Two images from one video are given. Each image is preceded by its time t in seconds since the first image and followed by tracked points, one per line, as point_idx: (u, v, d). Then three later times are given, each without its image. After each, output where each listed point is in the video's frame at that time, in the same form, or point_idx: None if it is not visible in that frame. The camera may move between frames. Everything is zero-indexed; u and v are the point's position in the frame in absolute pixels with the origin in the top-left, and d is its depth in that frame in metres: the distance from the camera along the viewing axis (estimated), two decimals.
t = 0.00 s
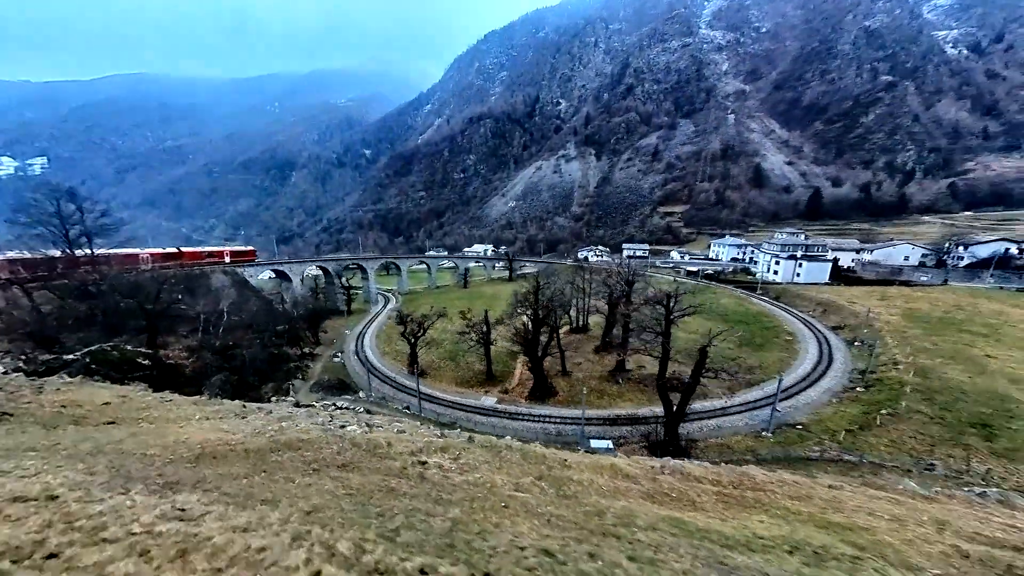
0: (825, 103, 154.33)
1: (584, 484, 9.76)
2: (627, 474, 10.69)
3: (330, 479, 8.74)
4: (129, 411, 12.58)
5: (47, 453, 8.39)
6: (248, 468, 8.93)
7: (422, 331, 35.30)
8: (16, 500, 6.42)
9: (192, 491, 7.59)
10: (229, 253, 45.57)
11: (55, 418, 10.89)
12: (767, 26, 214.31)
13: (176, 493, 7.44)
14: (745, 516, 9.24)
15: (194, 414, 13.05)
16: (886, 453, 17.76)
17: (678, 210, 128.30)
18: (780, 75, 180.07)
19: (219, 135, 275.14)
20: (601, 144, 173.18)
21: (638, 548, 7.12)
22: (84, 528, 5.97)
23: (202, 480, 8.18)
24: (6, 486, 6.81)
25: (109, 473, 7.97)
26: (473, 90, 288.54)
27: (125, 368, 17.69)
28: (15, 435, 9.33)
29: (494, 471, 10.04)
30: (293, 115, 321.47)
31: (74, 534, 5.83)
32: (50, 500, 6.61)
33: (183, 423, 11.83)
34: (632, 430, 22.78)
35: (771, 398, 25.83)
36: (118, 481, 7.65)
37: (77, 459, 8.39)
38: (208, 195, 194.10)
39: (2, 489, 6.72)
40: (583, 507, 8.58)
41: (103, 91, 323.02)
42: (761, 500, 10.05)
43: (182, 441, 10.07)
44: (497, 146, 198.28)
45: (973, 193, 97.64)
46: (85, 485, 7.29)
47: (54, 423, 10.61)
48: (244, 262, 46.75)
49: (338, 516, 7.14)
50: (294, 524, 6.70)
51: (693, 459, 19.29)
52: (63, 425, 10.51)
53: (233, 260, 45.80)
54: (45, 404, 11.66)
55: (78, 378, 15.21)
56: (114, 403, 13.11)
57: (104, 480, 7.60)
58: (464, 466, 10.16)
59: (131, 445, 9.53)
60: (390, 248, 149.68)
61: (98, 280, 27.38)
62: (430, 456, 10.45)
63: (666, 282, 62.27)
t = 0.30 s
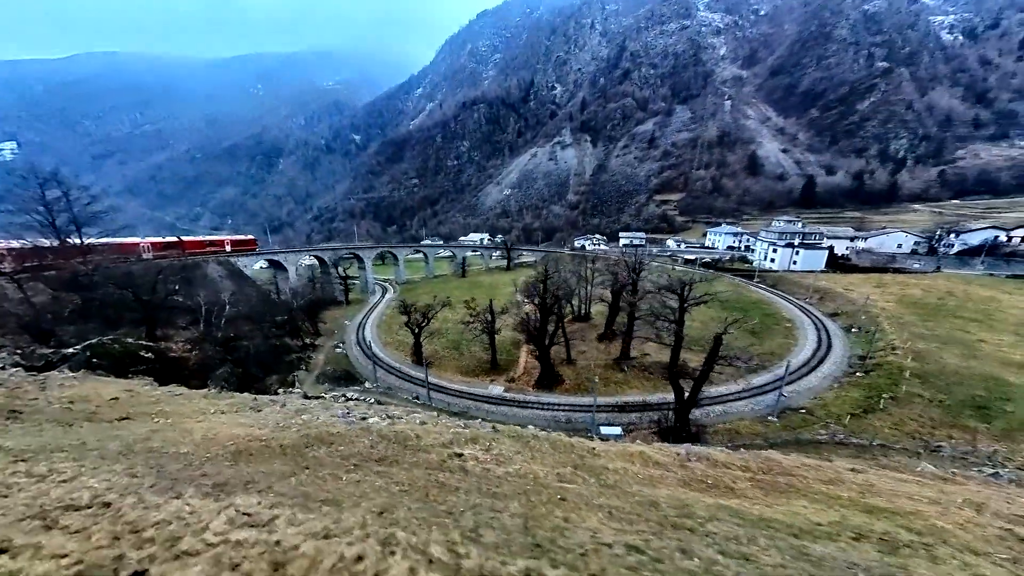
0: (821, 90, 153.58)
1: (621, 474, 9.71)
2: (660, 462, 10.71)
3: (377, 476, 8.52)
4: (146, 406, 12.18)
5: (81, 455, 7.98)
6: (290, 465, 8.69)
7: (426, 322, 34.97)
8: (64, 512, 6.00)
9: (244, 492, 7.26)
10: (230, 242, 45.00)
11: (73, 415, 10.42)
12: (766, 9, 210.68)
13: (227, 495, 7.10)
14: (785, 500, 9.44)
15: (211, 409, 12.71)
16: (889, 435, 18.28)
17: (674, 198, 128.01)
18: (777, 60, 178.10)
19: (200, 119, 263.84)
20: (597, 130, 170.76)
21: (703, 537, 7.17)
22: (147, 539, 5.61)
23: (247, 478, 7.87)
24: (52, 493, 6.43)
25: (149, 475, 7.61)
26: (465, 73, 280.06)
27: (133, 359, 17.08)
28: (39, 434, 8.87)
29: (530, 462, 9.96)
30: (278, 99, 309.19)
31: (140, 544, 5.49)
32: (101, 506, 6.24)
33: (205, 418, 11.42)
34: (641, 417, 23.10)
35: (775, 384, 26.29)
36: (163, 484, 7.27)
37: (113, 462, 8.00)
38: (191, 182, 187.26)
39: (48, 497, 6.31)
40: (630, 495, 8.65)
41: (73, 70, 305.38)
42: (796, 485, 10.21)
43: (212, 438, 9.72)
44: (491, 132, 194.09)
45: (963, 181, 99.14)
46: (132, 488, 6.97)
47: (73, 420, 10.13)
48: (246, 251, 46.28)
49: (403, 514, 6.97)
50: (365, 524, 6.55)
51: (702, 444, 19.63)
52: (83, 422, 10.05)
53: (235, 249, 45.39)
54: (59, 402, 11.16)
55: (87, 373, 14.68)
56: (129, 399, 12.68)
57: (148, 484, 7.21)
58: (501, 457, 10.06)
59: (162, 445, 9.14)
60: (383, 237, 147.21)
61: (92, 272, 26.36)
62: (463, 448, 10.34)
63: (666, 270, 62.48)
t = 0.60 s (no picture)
0: (817, 76, 152.55)
1: (658, 464, 9.50)
2: (690, 450, 10.58)
3: (429, 470, 8.14)
4: (161, 401, 11.81)
5: (124, 455, 7.44)
6: (334, 460, 8.29)
7: (430, 312, 34.64)
8: (128, 516, 5.46)
9: (306, 491, 6.70)
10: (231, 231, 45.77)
11: (89, 412, 10.00)
12: None
13: (292, 493, 6.64)
14: (824, 487, 9.25)
15: (228, 403, 12.46)
16: (892, 417, 18.77)
17: (670, 186, 127.55)
18: (775, 45, 175.82)
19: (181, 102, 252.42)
20: (593, 117, 168.09)
21: (774, 525, 6.83)
22: (231, 544, 5.07)
23: (297, 474, 7.42)
24: (107, 496, 5.89)
25: (200, 473, 7.09)
26: (458, 55, 271.08)
27: (137, 351, 16.54)
28: (60, 433, 8.31)
29: (565, 452, 9.82)
30: (262, 81, 296.45)
31: (229, 553, 4.89)
32: (168, 512, 5.65)
33: (225, 413, 11.01)
34: (649, 405, 23.43)
35: (777, 370, 26.77)
36: (219, 484, 6.68)
37: (154, 461, 7.43)
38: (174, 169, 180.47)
39: (105, 501, 5.76)
40: (679, 484, 8.48)
41: (41, 49, 288.06)
42: (826, 471, 10.09)
43: (243, 434, 9.29)
44: (485, 118, 189.67)
45: (953, 170, 100.36)
46: (188, 489, 6.45)
47: (92, 418, 9.62)
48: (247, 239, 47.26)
49: (478, 512, 6.52)
50: (453, 522, 6.07)
51: (711, 429, 19.97)
52: (103, 420, 9.55)
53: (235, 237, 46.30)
54: (73, 400, 10.58)
55: (92, 367, 14.21)
56: (141, 394, 12.31)
57: (206, 485, 6.63)
58: (538, 449, 9.85)
59: (196, 442, 8.63)
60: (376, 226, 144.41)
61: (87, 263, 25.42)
62: (499, 440, 10.07)
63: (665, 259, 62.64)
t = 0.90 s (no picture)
0: (812, 66, 152.38)
1: (689, 453, 9.04)
2: (718, 440, 10.27)
3: (483, 466, 7.75)
4: (178, 399, 11.47)
5: (171, 461, 7.00)
6: (381, 459, 7.96)
7: (434, 304, 34.30)
8: (202, 525, 5.10)
9: (373, 493, 6.31)
10: (230, 221, 46.24)
11: (108, 411, 9.69)
12: None
13: (362, 495, 6.26)
14: (865, 474, 8.36)
15: (245, 399, 12.19)
16: (895, 403, 19.30)
17: (665, 177, 127.23)
18: (770, 33, 174.72)
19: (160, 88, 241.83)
20: (588, 106, 166.18)
21: (854, 516, 6.29)
22: (330, 555, 4.69)
23: (349, 475, 7.06)
24: (171, 506, 5.50)
25: (256, 478, 6.72)
26: (449, 41, 263.86)
27: (139, 346, 16.01)
28: (90, 435, 7.93)
29: (609, 444, 9.30)
30: (246, 66, 285.22)
31: (337, 567, 4.49)
32: (247, 521, 5.24)
33: (246, 411, 10.67)
34: (658, 393, 23.73)
35: (780, 359, 27.26)
36: (282, 489, 6.31)
37: (202, 465, 7.03)
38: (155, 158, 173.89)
39: (170, 513, 5.32)
40: (720, 476, 7.79)
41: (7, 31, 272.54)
42: (864, 456, 9.31)
43: (277, 433, 8.91)
44: (478, 106, 185.96)
45: (942, 160, 101.86)
46: (250, 494, 6.06)
47: (114, 419, 9.25)
48: (248, 230, 47.62)
49: (557, 510, 6.03)
50: (547, 522, 5.65)
51: (721, 417, 20.26)
52: (125, 421, 9.20)
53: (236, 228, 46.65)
54: (91, 398, 10.20)
55: (97, 363, 13.76)
56: (155, 392, 11.97)
57: (269, 490, 6.25)
58: (569, 442, 9.27)
59: (235, 443, 8.27)
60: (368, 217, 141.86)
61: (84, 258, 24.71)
62: (535, 430, 9.69)
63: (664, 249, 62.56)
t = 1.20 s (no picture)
0: (797, 68, 155.88)
1: (729, 453, 8.93)
2: (750, 437, 10.24)
3: (539, 470, 7.57)
4: (193, 407, 11.05)
5: (220, 476, 6.67)
6: (429, 467, 7.67)
7: (437, 305, 33.79)
8: (277, 549, 4.79)
9: (444, 506, 6.05)
10: (229, 223, 46.24)
11: (123, 421, 9.22)
12: None
13: (430, 508, 6.01)
14: (904, 469, 8.42)
15: (260, 406, 11.79)
16: (901, 397, 19.70)
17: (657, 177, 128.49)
18: (757, 37, 177.60)
19: (141, 85, 234.77)
20: (580, 107, 167.17)
21: (936, 516, 6.16)
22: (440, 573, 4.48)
23: (406, 486, 6.77)
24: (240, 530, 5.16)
25: (315, 490, 6.43)
26: (440, 40, 262.34)
27: (139, 351, 15.22)
28: (119, 449, 7.51)
29: (655, 445, 9.13)
30: (231, 64, 278.74)
31: None
32: (329, 543, 4.92)
33: (269, 419, 10.27)
34: (666, 391, 23.89)
35: (783, 355, 27.66)
36: (348, 505, 5.99)
37: (251, 480, 6.66)
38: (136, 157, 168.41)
39: (242, 538, 4.98)
40: (770, 474, 7.75)
41: None
42: (903, 452, 9.26)
43: (314, 441, 8.57)
44: (470, 106, 185.10)
45: (922, 161, 105.16)
46: (319, 510, 5.75)
47: (136, 429, 8.85)
48: (248, 232, 47.79)
49: (642, 519, 5.82)
50: (641, 533, 5.44)
51: (731, 414, 20.38)
52: (148, 432, 8.78)
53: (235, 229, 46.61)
54: (104, 408, 9.70)
55: (97, 372, 13.11)
56: (166, 399, 11.49)
57: (335, 507, 5.92)
58: (607, 443, 9.12)
59: (276, 453, 7.90)
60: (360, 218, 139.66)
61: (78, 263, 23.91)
62: (573, 432, 9.53)
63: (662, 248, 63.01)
